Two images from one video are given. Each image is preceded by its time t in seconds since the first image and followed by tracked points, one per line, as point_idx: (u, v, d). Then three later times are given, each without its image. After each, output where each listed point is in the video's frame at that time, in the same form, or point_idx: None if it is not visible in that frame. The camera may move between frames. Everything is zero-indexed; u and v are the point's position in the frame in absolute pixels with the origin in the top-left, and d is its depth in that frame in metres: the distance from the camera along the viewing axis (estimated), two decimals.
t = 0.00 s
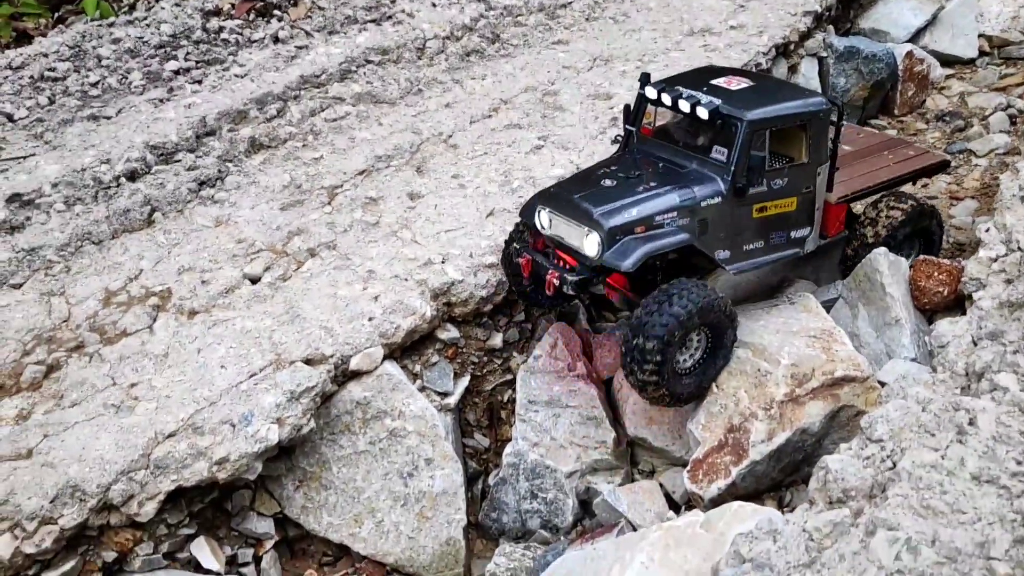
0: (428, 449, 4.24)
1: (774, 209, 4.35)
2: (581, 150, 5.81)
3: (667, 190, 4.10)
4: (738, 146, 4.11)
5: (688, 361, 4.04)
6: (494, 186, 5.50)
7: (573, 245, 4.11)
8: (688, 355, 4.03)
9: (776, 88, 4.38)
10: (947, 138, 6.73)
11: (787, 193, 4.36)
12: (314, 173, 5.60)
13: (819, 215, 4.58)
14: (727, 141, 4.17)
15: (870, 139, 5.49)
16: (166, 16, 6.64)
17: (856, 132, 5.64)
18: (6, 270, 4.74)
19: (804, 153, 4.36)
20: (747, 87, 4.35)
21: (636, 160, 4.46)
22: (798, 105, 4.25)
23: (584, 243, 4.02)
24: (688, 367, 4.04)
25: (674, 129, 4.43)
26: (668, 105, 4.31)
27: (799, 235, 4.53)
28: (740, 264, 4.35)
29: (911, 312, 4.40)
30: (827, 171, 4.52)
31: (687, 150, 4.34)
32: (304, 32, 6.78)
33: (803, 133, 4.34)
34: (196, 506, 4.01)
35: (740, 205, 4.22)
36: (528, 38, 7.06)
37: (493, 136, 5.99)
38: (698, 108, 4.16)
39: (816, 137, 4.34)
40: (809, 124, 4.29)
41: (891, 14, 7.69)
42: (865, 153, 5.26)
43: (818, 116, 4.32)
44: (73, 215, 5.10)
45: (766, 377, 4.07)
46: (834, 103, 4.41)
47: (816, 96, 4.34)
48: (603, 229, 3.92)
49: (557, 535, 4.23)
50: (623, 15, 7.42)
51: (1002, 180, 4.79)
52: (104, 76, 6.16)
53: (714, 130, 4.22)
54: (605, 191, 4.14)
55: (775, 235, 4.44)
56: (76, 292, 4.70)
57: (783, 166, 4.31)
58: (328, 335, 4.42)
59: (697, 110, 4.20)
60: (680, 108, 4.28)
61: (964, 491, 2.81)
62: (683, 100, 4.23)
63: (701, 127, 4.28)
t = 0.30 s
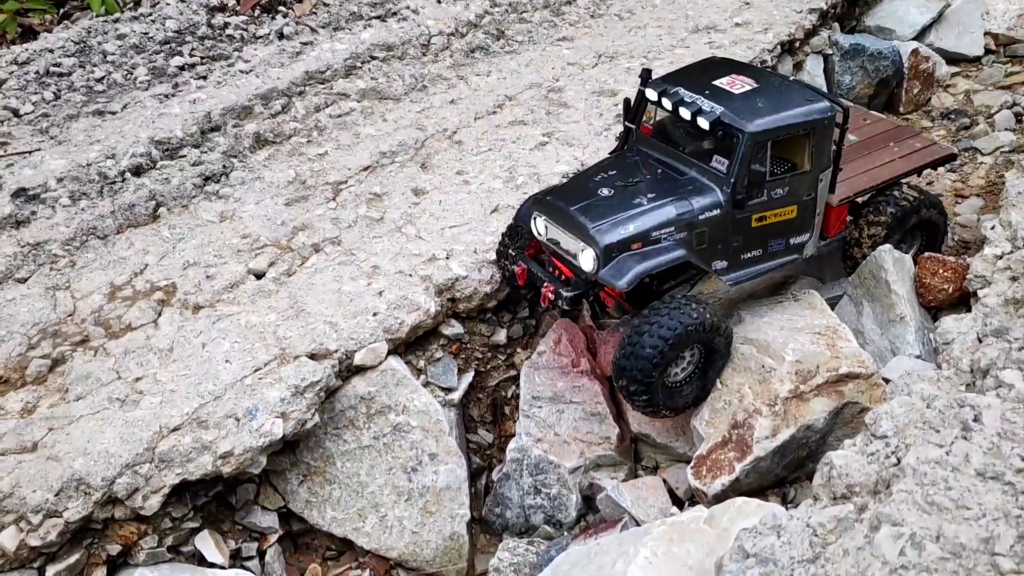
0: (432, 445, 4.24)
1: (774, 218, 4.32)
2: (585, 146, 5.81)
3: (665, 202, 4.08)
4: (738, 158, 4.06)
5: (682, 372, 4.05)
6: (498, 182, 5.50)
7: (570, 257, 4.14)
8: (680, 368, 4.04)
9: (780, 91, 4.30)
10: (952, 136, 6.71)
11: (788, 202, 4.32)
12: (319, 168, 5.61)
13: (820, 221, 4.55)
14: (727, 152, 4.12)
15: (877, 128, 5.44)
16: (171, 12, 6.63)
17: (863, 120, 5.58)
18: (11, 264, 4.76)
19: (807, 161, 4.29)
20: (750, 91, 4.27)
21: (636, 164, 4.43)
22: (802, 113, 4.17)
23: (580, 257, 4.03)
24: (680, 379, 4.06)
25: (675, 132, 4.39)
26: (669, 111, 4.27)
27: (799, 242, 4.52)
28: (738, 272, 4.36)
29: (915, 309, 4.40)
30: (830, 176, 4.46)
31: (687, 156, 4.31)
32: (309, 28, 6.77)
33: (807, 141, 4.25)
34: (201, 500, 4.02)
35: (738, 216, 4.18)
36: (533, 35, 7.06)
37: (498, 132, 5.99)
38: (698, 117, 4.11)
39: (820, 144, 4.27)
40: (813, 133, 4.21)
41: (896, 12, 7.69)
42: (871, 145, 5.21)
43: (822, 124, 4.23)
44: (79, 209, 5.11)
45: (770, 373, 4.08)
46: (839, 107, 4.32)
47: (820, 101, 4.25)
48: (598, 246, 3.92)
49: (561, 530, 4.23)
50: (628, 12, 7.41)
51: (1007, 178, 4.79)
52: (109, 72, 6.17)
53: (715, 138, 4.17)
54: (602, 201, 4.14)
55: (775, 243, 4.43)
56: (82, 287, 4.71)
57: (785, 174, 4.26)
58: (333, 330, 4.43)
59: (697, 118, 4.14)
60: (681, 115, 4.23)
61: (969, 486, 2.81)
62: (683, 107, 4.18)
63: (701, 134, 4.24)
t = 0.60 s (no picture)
0: (438, 441, 4.25)
1: (776, 217, 4.31)
2: (591, 144, 5.81)
3: (666, 203, 4.08)
4: (740, 159, 4.06)
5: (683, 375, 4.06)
6: (504, 179, 5.51)
7: (572, 259, 4.14)
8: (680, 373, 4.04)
9: (784, 88, 4.28)
10: (957, 134, 6.71)
11: (790, 201, 4.31)
12: (324, 165, 5.61)
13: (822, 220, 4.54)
14: (730, 152, 4.12)
15: (883, 120, 5.43)
16: (176, 8, 6.62)
17: (869, 112, 5.57)
18: (18, 260, 4.76)
19: (809, 160, 4.28)
20: (752, 89, 4.26)
21: (638, 162, 4.42)
22: (806, 112, 4.16)
23: (582, 260, 4.03)
24: (682, 382, 4.08)
25: (676, 130, 4.37)
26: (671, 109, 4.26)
27: (801, 240, 4.51)
28: (740, 272, 4.35)
29: (921, 307, 4.40)
30: (833, 174, 4.45)
31: (688, 154, 4.30)
32: (315, 25, 6.77)
33: (810, 140, 4.24)
34: (207, 495, 4.03)
35: (740, 217, 4.18)
36: (538, 32, 7.05)
37: (503, 129, 5.99)
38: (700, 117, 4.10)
39: (823, 142, 4.26)
40: (816, 132, 4.20)
41: (901, 10, 7.73)
42: (876, 138, 5.21)
43: (825, 123, 4.22)
44: (85, 205, 5.12)
45: (776, 370, 4.09)
46: (844, 105, 4.31)
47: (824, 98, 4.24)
48: (600, 249, 3.91)
49: (566, 527, 4.23)
50: (633, 9, 7.39)
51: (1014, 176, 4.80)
52: (115, 68, 6.17)
53: (716, 138, 4.16)
54: (603, 202, 4.14)
55: (777, 242, 4.42)
56: (88, 282, 4.72)
57: (788, 173, 4.25)
58: (339, 326, 4.43)
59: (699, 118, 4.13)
60: (683, 114, 4.22)
61: (977, 483, 2.81)
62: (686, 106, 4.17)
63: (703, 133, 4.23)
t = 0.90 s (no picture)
0: (445, 437, 4.26)
1: (780, 247, 4.24)
2: (598, 141, 5.81)
3: (669, 249, 4.00)
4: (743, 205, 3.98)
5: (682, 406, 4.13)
6: (511, 175, 5.51)
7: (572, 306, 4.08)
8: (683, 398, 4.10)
9: (790, 113, 4.09)
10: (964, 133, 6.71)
11: (795, 232, 4.23)
12: (331, 161, 5.61)
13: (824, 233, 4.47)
14: (733, 194, 4.00)
15: (882, 94, 5.26)
16: (183, 4, 6.61)
17: (869, 86, 5.36)
18: (26, 255, 4.78)
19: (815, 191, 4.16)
20: (758, 116, 4.09)
21: (639, 187, 4.30)
22: (811, 149, 4.03)
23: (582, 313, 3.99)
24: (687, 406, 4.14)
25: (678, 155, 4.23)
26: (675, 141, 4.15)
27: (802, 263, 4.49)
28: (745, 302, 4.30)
29: (930, 305, 4.41)
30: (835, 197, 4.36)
31: (690, 184, 4.19)
32: (321, 21, 6.76)
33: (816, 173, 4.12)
34: (216, 489, 4.04)
35: (744, 254, 4.12)
36: (544, 29, 7.04)
37: (510, 126, 5.98)
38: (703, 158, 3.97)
39: (828, 175, 4.13)
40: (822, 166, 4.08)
41: (908, 7, 7.72)
42: (878, 120, 5.07)
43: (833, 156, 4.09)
44: (92, 200, 5.13)
45: (784, 367, 4.10)
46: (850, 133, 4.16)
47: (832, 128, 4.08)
48: (600, 308, 3.87)
49: (573, 524, 4.23)
50: (640, 5, 7.37)
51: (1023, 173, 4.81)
52: (122, 64, 6.17)
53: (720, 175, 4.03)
54: (603, 247, 4.05)
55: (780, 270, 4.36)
56: (96, 277, 4.73)
57: (793, 207, 4.12)
58: (347, 322, 4.44)
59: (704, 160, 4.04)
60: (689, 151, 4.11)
61: (987, 480, 2.81)
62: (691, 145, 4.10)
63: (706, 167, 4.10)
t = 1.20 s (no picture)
0: (449, 432, 4.27)
1: (735, 292, 4.03)
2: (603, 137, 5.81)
3: (623, 327, 3.73)
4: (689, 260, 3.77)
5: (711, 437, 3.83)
6: (515, 171, 5.51)
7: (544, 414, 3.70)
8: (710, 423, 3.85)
9: (707, 166, 3.98)
10: (970, 130, 6.70)
11: (743, 274, 4.04)
12: (336, 156, 5.61)
13: (773, 275, 4.28)
14: (675, 253, 3.80)
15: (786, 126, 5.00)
16: None
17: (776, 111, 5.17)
18: (31, 249, 4.78)
19: (752, 229, 4.02)
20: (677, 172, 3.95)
21: (572, 274, 4.00)
22: (740, 183, 3.92)
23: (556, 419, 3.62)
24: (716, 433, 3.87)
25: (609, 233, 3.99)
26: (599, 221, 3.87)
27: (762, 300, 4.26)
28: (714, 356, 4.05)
29: (935, 302, 4.45)
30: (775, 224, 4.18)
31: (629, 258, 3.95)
32: (326, 16, 6.75)
33: (749, 210, 3.97)
34: (220, 484, 4.04)
35: (701, 307, 3.90)
36: (549, 25, 7.04)
37: (514, 122, 5.98)
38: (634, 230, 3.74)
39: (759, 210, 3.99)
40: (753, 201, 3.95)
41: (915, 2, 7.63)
42: (794, 139, 4.91)
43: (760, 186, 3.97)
44: (98, 195, 5.13)
45: (788, 363, 4.08)
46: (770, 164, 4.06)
47: (750, 161, 4.00)
48: (576, 407, 3.53)
49: (576, 519, 4.23)
50: (646, 1, 7.36)
51: None
52: (127, 59, 6.17)
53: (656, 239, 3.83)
54: (558, 346, 3.71)
55: (740, 316, 4.14)
56: (101, 272, 4.74)
57: (737, 248, 3.96)
58: (352, 317, 4.45)
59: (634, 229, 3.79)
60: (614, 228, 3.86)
61: (993, 476, 2.80)
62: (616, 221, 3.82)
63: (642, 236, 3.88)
